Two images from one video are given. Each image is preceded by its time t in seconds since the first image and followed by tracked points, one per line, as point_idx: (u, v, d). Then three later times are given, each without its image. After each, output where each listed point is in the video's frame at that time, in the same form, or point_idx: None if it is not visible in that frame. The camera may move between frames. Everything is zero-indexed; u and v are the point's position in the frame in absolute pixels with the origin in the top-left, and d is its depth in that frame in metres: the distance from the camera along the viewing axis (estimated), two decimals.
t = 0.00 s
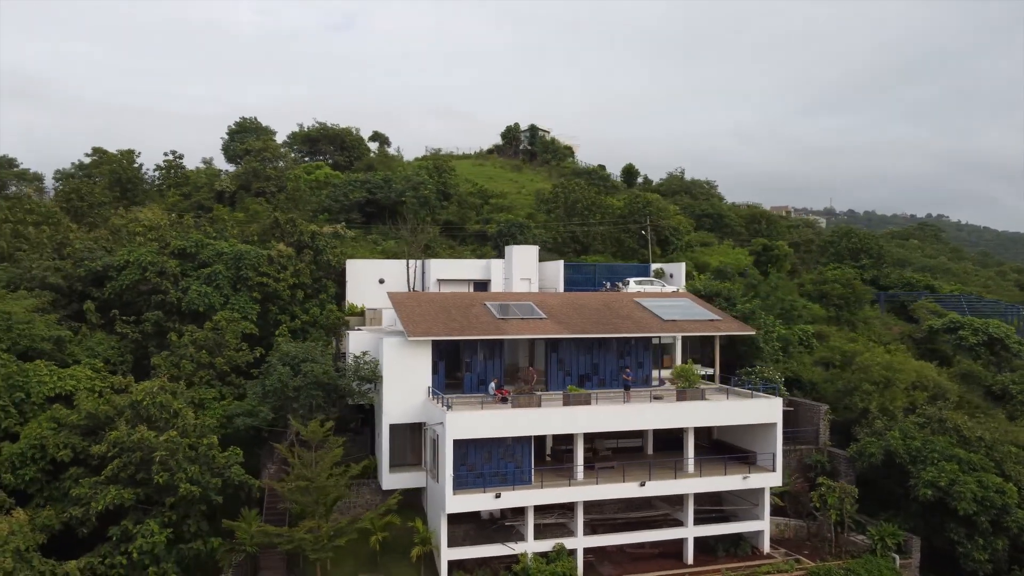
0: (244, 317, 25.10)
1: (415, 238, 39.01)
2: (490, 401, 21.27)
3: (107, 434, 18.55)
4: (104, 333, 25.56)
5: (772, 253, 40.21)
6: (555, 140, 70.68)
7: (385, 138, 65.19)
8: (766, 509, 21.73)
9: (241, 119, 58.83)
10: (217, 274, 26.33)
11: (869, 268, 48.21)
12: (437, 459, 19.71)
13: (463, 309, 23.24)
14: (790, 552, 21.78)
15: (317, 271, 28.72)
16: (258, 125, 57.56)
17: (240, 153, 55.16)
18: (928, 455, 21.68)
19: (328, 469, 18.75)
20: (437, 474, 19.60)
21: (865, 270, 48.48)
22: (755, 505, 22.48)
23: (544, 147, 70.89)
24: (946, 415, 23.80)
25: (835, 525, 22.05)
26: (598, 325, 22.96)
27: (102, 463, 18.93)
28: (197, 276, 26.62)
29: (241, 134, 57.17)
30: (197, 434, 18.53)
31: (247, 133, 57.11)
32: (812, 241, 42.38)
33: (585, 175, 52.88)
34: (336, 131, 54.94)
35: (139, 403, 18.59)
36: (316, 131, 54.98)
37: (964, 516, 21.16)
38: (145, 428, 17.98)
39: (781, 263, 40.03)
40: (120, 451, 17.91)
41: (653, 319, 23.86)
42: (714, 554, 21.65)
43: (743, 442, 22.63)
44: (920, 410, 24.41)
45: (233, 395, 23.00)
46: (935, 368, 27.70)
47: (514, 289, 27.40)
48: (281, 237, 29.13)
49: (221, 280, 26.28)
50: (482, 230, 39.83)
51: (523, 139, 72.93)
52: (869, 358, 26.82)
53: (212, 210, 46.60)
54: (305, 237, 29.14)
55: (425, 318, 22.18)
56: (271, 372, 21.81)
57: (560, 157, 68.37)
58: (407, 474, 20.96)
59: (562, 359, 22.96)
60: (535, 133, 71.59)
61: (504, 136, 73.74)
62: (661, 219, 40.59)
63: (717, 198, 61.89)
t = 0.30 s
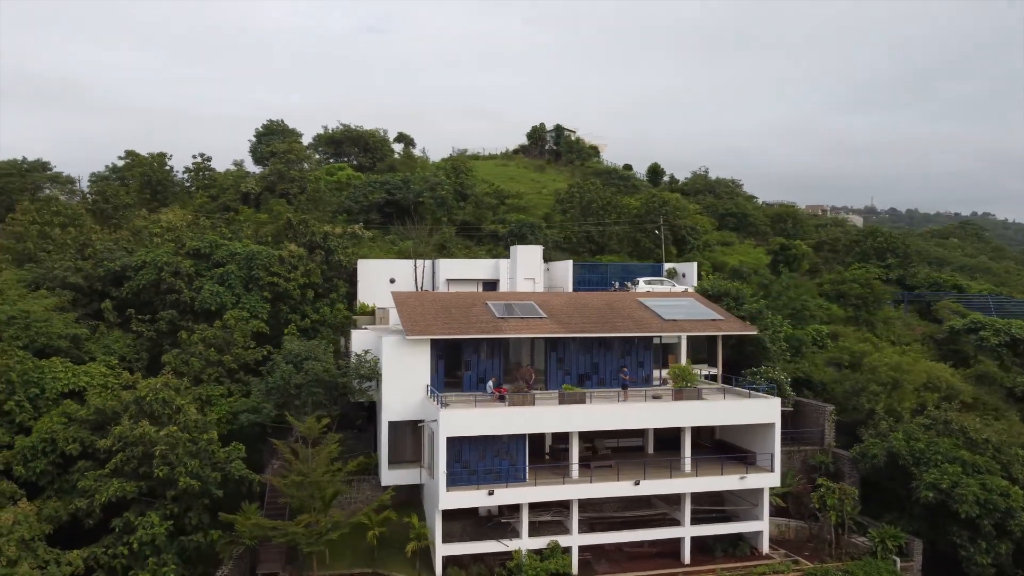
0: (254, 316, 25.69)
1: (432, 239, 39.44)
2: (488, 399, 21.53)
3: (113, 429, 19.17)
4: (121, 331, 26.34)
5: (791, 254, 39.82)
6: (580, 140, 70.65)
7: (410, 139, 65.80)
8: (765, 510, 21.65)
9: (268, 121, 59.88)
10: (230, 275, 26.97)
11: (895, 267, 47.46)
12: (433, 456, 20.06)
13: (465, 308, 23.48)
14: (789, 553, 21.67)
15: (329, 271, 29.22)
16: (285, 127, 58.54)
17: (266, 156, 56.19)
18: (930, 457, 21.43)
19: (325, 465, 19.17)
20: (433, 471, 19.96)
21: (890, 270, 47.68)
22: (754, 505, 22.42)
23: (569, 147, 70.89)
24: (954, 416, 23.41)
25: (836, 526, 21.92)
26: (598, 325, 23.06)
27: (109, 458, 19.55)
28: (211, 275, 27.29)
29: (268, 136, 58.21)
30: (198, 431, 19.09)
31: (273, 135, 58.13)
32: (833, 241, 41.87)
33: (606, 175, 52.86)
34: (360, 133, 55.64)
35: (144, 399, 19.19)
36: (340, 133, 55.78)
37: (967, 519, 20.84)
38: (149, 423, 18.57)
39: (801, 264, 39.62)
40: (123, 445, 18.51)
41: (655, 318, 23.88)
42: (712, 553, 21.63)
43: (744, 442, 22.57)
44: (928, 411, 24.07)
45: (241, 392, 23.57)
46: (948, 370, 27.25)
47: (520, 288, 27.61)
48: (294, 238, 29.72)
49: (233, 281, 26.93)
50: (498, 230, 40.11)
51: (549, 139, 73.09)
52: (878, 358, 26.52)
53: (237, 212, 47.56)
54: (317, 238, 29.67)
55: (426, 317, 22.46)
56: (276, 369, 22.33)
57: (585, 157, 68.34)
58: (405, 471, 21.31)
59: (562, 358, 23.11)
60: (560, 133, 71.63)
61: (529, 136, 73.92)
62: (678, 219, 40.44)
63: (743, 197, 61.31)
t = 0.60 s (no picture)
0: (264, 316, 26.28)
1: (448, 239, 39.83)
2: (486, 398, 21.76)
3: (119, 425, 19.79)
4: (137, 330, 27.09)
5: (810, 253, 39.41)
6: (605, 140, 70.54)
7: (435, 140, 66.33)
8: (763, 510, 21.56)
9: (295, 124, 60.84)
10: (243, 275, 27.60)
11: (920, 267, 46.64)
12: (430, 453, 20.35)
13: (466, 307, 23.73)
14: (789, 555, 21.54)
15: (340, 271, 29.72)
16: (310, 130, 59.46)
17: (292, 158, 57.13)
18: (932, 459, 21.14)
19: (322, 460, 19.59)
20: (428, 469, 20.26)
21: (916, 269, 46.86)
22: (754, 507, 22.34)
23: (594, 147, 70.83)
24: (961, 418, 23.05)
25: (837, 528, 21.72)
26: (598, 325, 23.15)
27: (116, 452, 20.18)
28: (225, 276, 27.95)
29: (294, 138, 59.16)
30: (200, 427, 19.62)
31: (300, 137, 59.08)
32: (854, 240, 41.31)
33: (627, 174, 52.77)
34: (383, 134, 56.29)
35: (148, 395, 19.78)
36: (364, 135, 56.49)
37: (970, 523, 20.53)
38: (152, 419, 19.15)
39: (819, 263, 39.19)
40: (128, 440, 19.12)
41: (656, 318, 23.90)
42: (710, 554, 21.60)
43: (744, 443, 22.51)
44: (935, 413, 23.74)
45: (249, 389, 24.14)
46: (960, 371, 26.82)
47: (526, 288, 27.83)
48: (307, 239, 30.29)
49: (246, 281, 27.55)
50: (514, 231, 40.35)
51: (574, 139, 73.14)
52: (887, 359, 26.21)
53: (262, 213, 48.46)
54: (329, 238, 30.20)
55: (426, 316, 22.76)
56: (281, 366, 22.85)
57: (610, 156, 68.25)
58: (404, 468, 21.66)
59: (562, 358, 23.27)
60: (585, 133, 71.60)
61: (555, 136, 74.01)
62: (694, 218, 40.27)
63: (768, 196, 60.69)
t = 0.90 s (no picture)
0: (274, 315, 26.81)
1: (464, 239, 40.13)
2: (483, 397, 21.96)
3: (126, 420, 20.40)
4: (153, 328, 27.82)
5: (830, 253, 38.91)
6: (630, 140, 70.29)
7: (459, 141, 66.74)
8: (761, 511, 21.46)
9: (320, 126, 61.69)
10: (254, 275, 28.18)
11: (948, 266, 45.69)
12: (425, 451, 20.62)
13: (468, 307, 23.97)
14: (787, 557, 21.42)
15: (351, 272, 30.17)
16: (336, 131, 60.25)
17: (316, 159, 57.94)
18: (934, 462, 20.84)
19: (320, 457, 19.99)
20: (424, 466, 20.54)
21: (943, 269, 45.94)
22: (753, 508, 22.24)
23: (619, 146, 70.62)
24: (967, 420, 22.67)
25: (837, 531, 21.54)
26: (598, 325, 23.22)
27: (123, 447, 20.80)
28: (238, 276, 28.56)
29: (319, 140, 59.98)
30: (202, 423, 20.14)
31: (325, 139, 59.92)
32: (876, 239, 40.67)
33: (648, 174, 52.58)
34: (406, 136, 56.82)
35: (153, 392, 20.35)
36: (387, 136, 57.09)
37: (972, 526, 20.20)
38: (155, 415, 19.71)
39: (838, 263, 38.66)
40: (133, 435, 19.70)
41: (657, 318, 23.90)
42: (707, 554, 21.56)
43: (743, 443, 22.42)
44: (943, 415, 23.38)
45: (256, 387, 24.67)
46: (972, 372, 26.35)
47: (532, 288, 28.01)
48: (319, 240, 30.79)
49: (257, 280, 28.12)
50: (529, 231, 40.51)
51: (599, 139, 73.02)
52: (896, 360, 25.86)
53: (285, 215, 49.25)
54: (340, 239, 30.68)
55: (427, 316, 23.03)
56: (286, 365, 23.32)
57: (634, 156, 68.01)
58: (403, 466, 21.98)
59: (562, 357, 23.39)
60: (610, 133, 71.43)
61: (580, 136, 73.96)
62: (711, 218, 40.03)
63: (794, 195, 59.94)
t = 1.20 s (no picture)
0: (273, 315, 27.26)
1: (469, 239, 40.39)
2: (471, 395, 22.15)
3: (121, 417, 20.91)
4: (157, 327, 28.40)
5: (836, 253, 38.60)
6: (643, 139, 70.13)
7: (473, 142, 67.03)
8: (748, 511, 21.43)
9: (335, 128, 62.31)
10: (255, 275, 28.65)
11: (961, 266, 45.06)
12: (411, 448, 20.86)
13: (459, 307, 24.21)
14: (774, 557, 21.41)
15: (351, 272, 30.54)
16: (349, 133, 60.81)
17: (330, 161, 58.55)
18: (923, 463, 20.69)
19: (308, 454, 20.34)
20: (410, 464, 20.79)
21: (957, 268, 45.31)
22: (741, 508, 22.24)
23: (632, 146, 70.49)
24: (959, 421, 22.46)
25: (826, 532, 21.50)
26: (587, 325, 23.34)
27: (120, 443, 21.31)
28: (239, 276, 29.06)
29: (333, 142, 60.59)
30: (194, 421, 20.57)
31: (339, 140, 60.51)
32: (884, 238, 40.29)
33: (658, 174, 52.47)
34: (418, 136, 57.22)
35: (148, 390, 20.84)
36: (399, 137, 57.52)
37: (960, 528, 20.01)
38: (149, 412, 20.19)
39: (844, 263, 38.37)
40: (127, 431, 20.18)
41: (647, 319, 23.96)
42: (694, 554, 21.59)
43: (732, 444, 22.41)
44: (936, 416, 23.18)
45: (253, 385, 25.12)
46: (971, 373, 26.06)
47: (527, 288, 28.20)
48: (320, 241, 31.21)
49: (258, 280, 28.59)
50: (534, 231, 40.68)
51: (614, 139, 72.95)
52: (892, 360, 25.67)
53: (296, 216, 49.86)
54: (341, 240, 31.08)
55: (418, 315, 23.30)
56: (280, 363, 23.73)
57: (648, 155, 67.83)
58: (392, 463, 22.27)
59: (552, 357, 23.54)
60: (625, 133, 71.32)
61: (595, 136, 73.94)
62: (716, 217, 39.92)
63: (808, 194, 59.41)
